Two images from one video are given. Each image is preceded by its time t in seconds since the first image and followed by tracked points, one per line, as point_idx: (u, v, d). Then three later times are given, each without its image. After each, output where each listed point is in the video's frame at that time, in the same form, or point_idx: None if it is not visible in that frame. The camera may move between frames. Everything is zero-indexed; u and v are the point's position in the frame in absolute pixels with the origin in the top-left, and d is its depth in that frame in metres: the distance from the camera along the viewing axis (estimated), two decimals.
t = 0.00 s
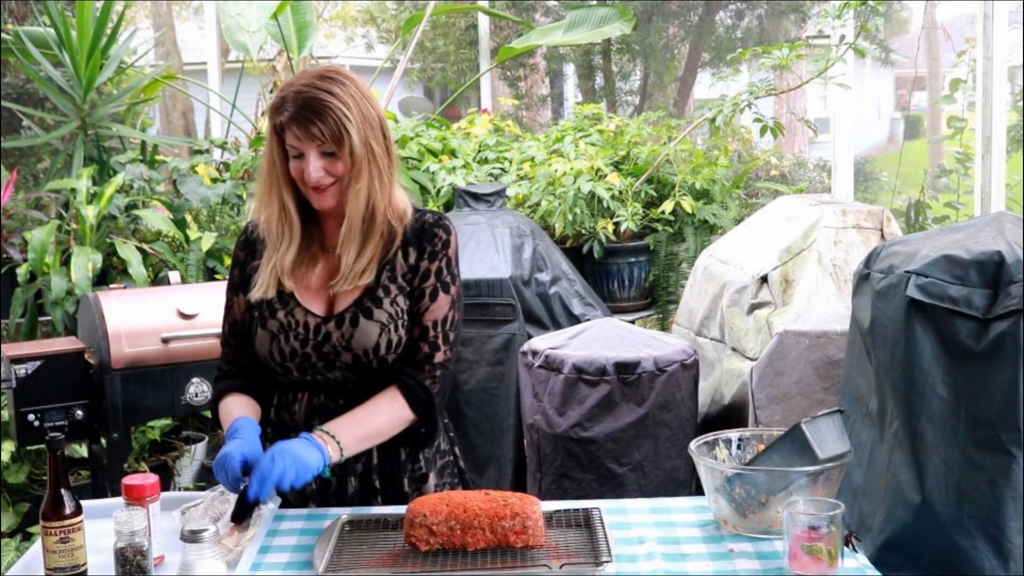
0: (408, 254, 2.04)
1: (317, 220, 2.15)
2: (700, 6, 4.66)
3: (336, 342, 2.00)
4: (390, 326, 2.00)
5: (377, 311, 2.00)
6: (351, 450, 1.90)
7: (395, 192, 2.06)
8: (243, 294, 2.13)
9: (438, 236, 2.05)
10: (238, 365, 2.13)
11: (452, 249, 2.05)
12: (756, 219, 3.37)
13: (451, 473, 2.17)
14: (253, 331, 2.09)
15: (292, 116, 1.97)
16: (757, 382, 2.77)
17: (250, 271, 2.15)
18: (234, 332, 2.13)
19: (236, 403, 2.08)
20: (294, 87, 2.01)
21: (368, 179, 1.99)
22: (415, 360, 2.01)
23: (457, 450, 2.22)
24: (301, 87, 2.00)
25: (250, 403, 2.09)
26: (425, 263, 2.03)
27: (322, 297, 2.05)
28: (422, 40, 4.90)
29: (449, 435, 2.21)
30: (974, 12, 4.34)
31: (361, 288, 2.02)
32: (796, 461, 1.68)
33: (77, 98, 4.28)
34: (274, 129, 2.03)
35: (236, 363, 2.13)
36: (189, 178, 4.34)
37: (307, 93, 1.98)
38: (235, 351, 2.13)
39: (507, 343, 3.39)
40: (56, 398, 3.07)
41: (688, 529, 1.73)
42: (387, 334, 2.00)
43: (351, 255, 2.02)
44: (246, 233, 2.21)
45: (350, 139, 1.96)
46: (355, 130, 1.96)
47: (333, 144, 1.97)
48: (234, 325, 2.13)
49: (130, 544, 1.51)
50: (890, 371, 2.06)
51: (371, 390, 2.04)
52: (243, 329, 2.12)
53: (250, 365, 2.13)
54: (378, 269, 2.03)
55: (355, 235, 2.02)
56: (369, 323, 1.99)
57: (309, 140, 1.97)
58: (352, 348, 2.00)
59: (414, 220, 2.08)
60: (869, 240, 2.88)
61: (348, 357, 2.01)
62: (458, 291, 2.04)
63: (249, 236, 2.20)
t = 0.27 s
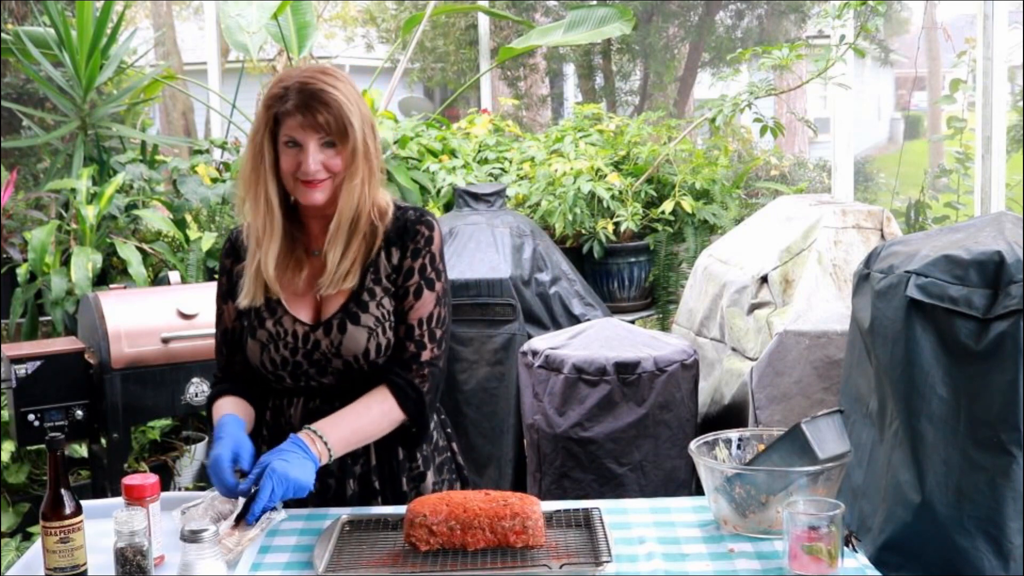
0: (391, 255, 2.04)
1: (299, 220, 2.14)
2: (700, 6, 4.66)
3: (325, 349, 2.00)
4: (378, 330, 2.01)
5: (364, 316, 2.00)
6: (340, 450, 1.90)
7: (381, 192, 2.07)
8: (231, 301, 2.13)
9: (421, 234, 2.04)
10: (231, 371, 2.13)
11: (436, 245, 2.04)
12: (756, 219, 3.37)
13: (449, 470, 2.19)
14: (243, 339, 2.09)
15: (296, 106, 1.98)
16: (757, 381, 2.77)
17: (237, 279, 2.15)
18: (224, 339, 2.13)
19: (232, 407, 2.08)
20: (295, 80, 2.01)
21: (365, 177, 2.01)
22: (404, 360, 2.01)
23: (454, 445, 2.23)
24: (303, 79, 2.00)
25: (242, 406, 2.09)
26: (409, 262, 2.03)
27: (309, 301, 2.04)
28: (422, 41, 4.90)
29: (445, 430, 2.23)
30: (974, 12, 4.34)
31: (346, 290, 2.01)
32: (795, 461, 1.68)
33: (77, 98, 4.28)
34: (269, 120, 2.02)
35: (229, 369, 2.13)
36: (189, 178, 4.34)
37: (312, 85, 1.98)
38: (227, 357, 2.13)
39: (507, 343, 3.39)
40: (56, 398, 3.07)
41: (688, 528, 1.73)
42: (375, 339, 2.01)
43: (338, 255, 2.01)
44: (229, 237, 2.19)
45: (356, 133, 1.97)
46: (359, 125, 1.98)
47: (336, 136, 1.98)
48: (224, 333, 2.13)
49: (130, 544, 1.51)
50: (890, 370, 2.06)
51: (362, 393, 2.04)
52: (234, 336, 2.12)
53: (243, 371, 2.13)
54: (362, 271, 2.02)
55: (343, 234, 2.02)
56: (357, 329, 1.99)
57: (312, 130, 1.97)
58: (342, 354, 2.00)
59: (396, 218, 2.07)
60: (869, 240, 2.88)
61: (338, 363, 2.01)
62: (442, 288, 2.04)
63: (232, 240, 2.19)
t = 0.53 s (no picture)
0: (391, 260, 2.05)
1: (292, 219, 2.12)
2: (700, 6, 4.66)
3: (326, 358, 2.01)
4: (379, 339, 2.02)
5: (366, 325, 2.01)
6: (331, 442, 1.91)
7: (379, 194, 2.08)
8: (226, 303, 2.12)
9: (420, 237, 2.05)
10: (228, 370, 2.11)
11: (435, 249, 2.06)
12: (756, 219, 3.37)
13: (453, 462, 2.20)
14: (241, 342, 2.09)
15: (306, 101, 1.97)
16: (757, 381, 2.77)
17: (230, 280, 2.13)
18: (220, 339, 2.11)
19: (225, 410, 2.04)
20: (301, 76, 2.01)
21: (368, 178, 2.03)
22: (408, 369, 2.03)
23: (456, 437, 2.22)
24: (310, 76, 2.01)
25: (238, 408, 2.07)
26: (410, 268, 2.04)
27: (308, 306, 2.05)
28: (422, 41, 4.90)
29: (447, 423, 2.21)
30: (974, 12, 4.34)
31: (346, 294, 2.02)
32: (795, 461, 1.68)
33: (77, 98, 4.28)
34: (273, 115, 2.00)
35: (223, 369, 2.11)
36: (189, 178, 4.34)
37: (320, 82, 1.99)
38: (224, 357, 2.11)
39: (507, 343, 3.39)
40: (56, 398, 3.07)
41: (688, 528, 1.73)
42: (377, 348, 2.02)
43: (340, 258, 2.02)
44: (221, 237, 2.17)
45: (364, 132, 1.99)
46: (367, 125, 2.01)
47: (345, 134, 1.99)
48: (219, 333, 2.11)
49: (130, 544, 1.51)
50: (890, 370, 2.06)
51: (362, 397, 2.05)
52: (231, 337, 2.11)
53: (240, 371, 2.11)
54: (361, 275, 2.03)
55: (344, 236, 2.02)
56: (359, 339, 2.00)
57: (322, 126, 1.97)
58: (343, 363, 2.01)
59: (393, 220, 2.08)
60: (869, 240, 2.88)
61: (340, 371, 2.02)
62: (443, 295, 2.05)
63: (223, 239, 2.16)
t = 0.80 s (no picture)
0: (399, 265, 2.05)
1: (299, 221, 2.11)
2: (700, 6, 4.66)
3: (331, 364, 2.00)
4: (386, 346, 2.01)
5: (372, 332, 2.00)
6: (346, 449, 1.91)
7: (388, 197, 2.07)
8: (230, 304, 2.12)
9: (428, 243, 2.05)
10: (231, 370, 2.12)
11: (442, 254, 2.06)
12: (756, 219, 3.37)
13: (459, 458, 2.20)
14: (244, 346, 2.09)
15: (315, 107, 1.95)
16: (757, 381, 2.77)
17: (235, 282, 2.12)
18: (223, 340, 2.12)
19: (223, 410, 2.05)
20: (309, 79, 1.99)
21: (376, 183, 2.01)
22: (417, 375, 2.05)
23: (463, 431, 2.23)
24: (318, 80, 1.98)
25: (236, 410, 2.07)
26: (418, 274, 2.04)
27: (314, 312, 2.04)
28: (422, 41, 4.91)
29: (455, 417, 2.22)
30: (974, 12, 4.34)
31: (354, 301, 2.01)
32: (795, 461, 1.68)
33: (77, 98, 4.28)
34: (280, 119, 1.98)
35: (227, 369, 2.12)
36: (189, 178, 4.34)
37: (329, 86, 1.97)
38: (227, 359, 2.12)
39: (507, 343, 3.38)
40: (56, 398, 3.07)
41: (688, 529, 1.73)
42: (383, 355, 2.01)
43: (348, 264, 2.01)
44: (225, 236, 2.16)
45: (373, 137, 1.97)
46: (375, 130, 1.98)
47: (353, 140, 1.97)
48: (223, 334, 2.12)
49: (130, 544, 1.51)
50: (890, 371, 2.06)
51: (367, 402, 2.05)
52: (234, 338, 2.11)
53: (243, 372, 2.12)
54: (369, 281, 2.03)
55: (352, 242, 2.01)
56: (365, 345, 1.99)
57: (330, 132, 1.95)
58: (349, 369, 2.00)
59: (400, 224, 2.07)
60: (869, 240, 2.88)
61: (345, 376, 2.02)
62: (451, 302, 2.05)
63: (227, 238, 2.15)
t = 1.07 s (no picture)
0: (402, 264, 2.04)
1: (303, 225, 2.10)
2: (700, 6, 4.66)
3: (336, 364, 2.00)
4: (390, 344, 2.00)
5: (376, 331, 1.99)
6: (352, 445, 1.92)
7: (387, 197, 2.03)
8: (238, 304, 2.13)
9: (431, 240, 2.04)
10: (238, 370, 2.12)
11: (447, 251, 2.05)
12: (756, 219, 3.37)
13: (472, 455, 2.19)
14: (252, 346, 2.09)
15: (285, 129, 1.91)
16: (757, 381, 2.77)
17: (243, 284, 2.13)
18: (232, 340, 2.12)
19: (227, 410, 2.06)
20: (285, 93, 1.94)
21: (365, 191, 1.96)
22: (423, 373, 2.04)
23: (476, 427, 2.22)
24: (294, 94, 1.92)
25: (242, 405, 2.09)
26: (421, 271, 2.03)
27: (318, 316, 2.03)
28: (422, 41, 4.91)
29: (467, 414, 2.20)
30: (974, 12, 4.34)
31: (356, 305, 2.00)
32: (795, 461, 1.67)
33: (77, 98, 4.28)
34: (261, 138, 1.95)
35: (238, 368, 2.12)
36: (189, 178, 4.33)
37: (302, 102, 1.91)
38: (235, 359, 2.12)
39: (507, 343, 3.38)
40: (56, 398, 3.08)
41: (688, 529, 1.73)
42: (387, 353, 2.00)
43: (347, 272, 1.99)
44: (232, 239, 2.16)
45: (352, 150, 1.91)
46: (354, 141, 1.92)
47: (331, 155, 1.92)
48: (231, 334, 2.12)
49: (130, 544, 1.51)
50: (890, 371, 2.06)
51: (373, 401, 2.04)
52: (242, 339, 2.12)
53: (251, 372, 2.12)
54: (371, 285, 2.01)
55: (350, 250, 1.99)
56: (369, 345, 1.99)
57: (304, 152, 1.91)
58: (354, 369, 2.00)
59: (405, 222, 2.06)
60: (869, 240, 2.88)
61: (351, 376, 2.02)
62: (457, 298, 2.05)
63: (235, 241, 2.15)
